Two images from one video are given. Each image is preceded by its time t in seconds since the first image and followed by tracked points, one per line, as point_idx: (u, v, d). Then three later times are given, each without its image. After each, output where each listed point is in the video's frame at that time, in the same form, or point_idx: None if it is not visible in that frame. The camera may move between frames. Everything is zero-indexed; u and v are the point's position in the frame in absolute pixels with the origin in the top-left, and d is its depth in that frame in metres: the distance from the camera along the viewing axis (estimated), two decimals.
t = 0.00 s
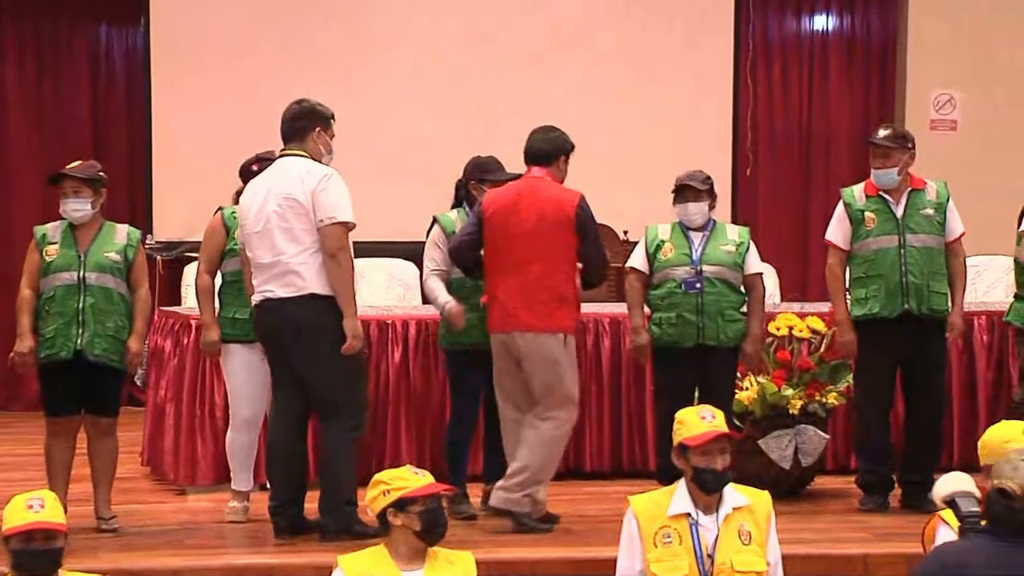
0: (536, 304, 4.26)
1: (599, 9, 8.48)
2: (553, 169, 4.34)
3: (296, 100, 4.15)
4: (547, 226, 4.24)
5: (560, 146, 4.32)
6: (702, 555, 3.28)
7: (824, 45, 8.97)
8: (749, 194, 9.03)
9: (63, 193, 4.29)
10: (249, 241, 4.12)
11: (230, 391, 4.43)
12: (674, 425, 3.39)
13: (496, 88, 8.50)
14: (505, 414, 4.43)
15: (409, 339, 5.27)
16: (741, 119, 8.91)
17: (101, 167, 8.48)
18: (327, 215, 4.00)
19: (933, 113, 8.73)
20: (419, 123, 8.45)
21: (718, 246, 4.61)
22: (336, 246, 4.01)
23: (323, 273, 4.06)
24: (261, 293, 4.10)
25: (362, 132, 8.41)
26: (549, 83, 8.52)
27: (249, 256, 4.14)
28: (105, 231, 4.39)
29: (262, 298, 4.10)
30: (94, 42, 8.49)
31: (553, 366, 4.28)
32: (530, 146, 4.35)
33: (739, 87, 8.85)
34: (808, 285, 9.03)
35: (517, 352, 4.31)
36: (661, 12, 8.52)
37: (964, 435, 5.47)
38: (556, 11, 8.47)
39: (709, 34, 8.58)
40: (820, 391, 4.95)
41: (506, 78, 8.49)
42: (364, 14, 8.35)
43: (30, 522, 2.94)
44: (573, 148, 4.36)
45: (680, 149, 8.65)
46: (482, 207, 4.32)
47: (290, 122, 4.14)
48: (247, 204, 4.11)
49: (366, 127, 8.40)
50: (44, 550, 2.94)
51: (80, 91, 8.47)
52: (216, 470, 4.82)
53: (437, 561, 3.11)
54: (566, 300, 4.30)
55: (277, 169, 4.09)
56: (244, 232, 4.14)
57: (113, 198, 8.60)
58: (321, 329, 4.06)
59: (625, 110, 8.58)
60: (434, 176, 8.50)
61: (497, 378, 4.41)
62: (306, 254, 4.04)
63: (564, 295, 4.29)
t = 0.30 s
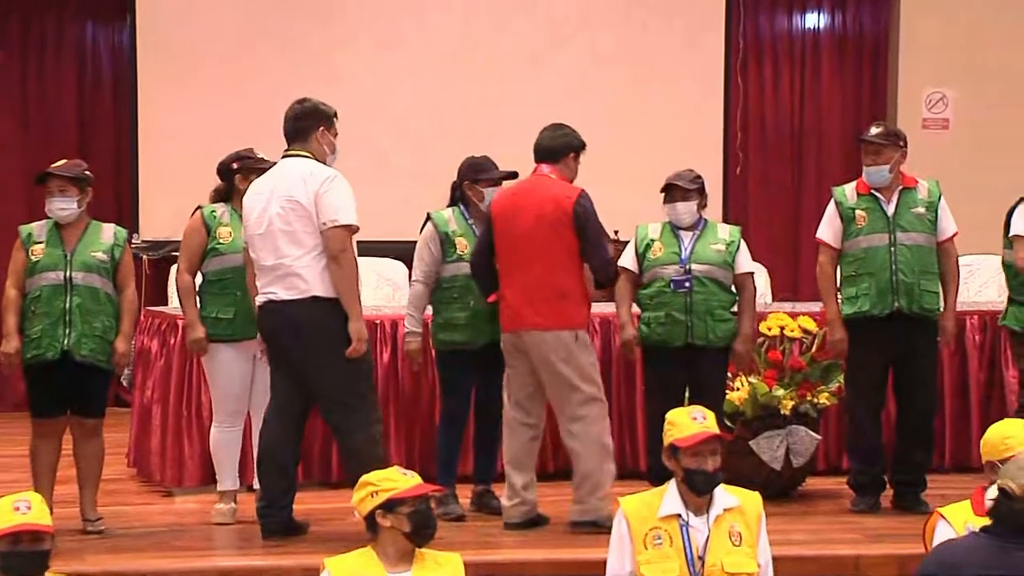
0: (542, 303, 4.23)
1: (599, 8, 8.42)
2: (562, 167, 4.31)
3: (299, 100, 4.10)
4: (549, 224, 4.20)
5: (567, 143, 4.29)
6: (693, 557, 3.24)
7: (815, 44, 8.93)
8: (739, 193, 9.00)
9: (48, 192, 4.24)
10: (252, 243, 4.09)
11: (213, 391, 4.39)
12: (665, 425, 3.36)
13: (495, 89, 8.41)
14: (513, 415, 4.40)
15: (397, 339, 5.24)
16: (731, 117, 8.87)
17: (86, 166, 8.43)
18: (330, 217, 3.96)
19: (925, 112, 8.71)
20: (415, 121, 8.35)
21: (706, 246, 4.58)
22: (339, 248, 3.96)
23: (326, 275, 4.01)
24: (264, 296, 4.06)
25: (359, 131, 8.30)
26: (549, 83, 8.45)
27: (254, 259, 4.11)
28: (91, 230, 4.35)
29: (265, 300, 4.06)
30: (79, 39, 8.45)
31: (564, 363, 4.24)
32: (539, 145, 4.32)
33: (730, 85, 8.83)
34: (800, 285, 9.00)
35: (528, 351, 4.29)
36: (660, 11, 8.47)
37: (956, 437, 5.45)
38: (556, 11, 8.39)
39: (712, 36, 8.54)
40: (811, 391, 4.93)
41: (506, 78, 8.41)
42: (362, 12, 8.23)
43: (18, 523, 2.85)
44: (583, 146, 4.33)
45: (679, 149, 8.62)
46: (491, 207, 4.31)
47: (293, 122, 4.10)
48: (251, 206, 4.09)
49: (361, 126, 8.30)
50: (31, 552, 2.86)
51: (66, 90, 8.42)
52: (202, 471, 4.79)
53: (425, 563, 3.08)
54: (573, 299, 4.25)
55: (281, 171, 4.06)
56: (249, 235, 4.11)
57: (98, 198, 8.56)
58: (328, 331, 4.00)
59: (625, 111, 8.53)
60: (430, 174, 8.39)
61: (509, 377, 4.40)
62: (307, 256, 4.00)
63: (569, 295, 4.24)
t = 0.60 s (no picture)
0: (569, 306, 4.12)
1: (600, 8, 8.23)
2: (596, 171, 4.19)
3: (320, 104, 4.02)
4: (576, 229, 4.08)
5: (602, 148, 4.17)
6: (677, 558, 3.21)
7: (801, 43, 8.91)
8: (723, 192, 8.98)
9: (26, 191, 4.20)
10: (282, 249, 4.03)
11: (193, 393, 4.36)
12: (649, 427, 3.33)
13: (495, 90, 8.30)
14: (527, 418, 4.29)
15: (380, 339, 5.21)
16: (716, 115, 8.84)
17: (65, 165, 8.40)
18: (363, 227, 3.92)
19: (911, 111, 8.70)
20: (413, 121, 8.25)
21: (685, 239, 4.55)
22: (372, 257, 3.93)
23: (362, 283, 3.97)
24: (295, 303, 4.01)
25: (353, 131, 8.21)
26: (549, 84, 8.31)
27: (283, 264, 4.05)
28: (71, 230, 4.32)
29: (296, 307, 4.02)
30: (59, 37, 8.40)
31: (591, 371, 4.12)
32: (571, 147, 4.20)
33: (716, 84, 8.80)
34: (785, 285, 8.99)
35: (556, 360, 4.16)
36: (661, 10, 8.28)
37: (942, 437, 5.43)
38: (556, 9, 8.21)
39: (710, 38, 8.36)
40: (797, 392, 4.91)
41: (506, 79, 8.29)
42: (358, 11, 8.12)
43: None
44: (616, 148, 4.20)
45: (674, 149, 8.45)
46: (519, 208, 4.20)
47: (315, 126, 4.02)
48: (277, 210, 4.03)
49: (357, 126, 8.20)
50: (13, 554, 2.82)
51: (46, 89, 8.38)
52: (183, 473, 4.76)
53: (408, 565, 3.03)
54: (600, 306, 4.12)
55: (310, 176, 3.99)
56: (278, 240, 4.04)
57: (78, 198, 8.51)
58: (358, 337, 3.96)
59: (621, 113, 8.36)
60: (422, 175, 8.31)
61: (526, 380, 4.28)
62: (340, 263, 3.95)
63: (595, 302, 4.11)
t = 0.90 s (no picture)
0: (601, 304, 4.07)
1: (600, 8, 8.43)
2: (631, 169, 4.18)
3: (345, 96, 3.91)
4: (617, 225, 4.06)
5: (637, 145, 4.14)
6: (659, 560, 3.16)
7: (783, 42, 8.87)
8: (705, 192, 8.95)
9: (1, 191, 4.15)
10: (304, 242, 3.93)
11: (173, 395, 4.31)
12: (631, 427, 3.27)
13: (498, 88, 8.46)
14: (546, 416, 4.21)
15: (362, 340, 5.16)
16: (697, 115, 8.82)
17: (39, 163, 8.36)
18: (399, 223, 3.86)
19: (893, 110, 8.67)
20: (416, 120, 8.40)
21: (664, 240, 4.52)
22: (409, 253, 3.87)
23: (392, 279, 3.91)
24: (313, 297, 3.92)
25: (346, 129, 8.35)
26: (549, 84, 8.49)
27: (303, 257, 3.94)
28: (46, 230, 4.27)
29: (314, 302, 3.92)
30: (35, 35, 8.37)
31: (620, 368, 4.11)
32: (602, 144, 4.17)
33: (696, 82, 8.77)
34: (768, 285, 8.96)
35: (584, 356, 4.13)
36: (660, 11, 8.51)
37: (925, 439, 5.40)
38: (556, 3, 8.40)
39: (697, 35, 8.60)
40: (780, 393, 4.86)
41: (506, 78, 8.46)
42: (360, 10, 8.29)
43: None
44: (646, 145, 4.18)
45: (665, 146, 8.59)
46: (547, 202, 4.14)
47: (342, 121, 3.91)
48: (301, 202, 3.93)
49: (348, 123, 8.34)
50: None
51: (22, 87, 8.35)
52: (160, 475, 4.72)
53: (387, 568, 2.98)
54: (632, 302, 4.10)
55: (340, 170, 3.90)
56: (300, 232, 3.94)
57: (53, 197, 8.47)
58: (387, 336, 3.87)
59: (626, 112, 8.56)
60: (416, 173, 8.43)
61: (546, 375, 4.20)
62: (368, 258, 3.87)
63: (631, 298, 4.10)
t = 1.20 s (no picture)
0: (601, 304, 4.05)
1: (600, 8, 8.43)
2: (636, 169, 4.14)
3: (351, 99, 3.90)
4: (622, 225, 4.03)
5: (641, 143, 4.10)
6: (641, 562, 3.12)
7: (767, 40, 8.84)
8: (688, 191, 8.93)
9: None
10: (306, 240, 3.88)
11: (151, 395, 4.25)
12: (614, 428, 3.22)
13: (499, 88, 8.44)
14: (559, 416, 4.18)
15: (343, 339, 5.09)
16: (680, 114, 8.79)
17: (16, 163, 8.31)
18: (418, 224, 3.87)
19: (876, 109, 8.65)
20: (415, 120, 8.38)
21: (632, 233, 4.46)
22: (440, 249, 3.91)
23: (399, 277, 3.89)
24: (313, 296, 3.87)
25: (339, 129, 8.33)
26: (550, 85, 8.46)
27: (304, 255, 3.90)
28: (22, 229, 4.23)
29: (313, 300, 3.87)
30: (12, 33, 8.33)
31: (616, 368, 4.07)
32: (608, 141, 4.13)
33: (679, 81, 8.73)
34: (751, 286, 8.94)
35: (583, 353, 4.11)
36: (661, 12, 8.50)
37: (908, 441, 5.38)
38: (556, 4, 8.40)
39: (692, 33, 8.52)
40: (762, 394, 4.84)
41: (508, 78, 8.43)
42: (360, 10, 8.26)
43: None
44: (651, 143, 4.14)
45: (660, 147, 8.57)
46: (553, 201, 4.11)
47: (347, 121, 3.89)
48: (305, 199, 3.88)
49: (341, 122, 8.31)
50: None
51: None
52: (138, 477, 4.69)
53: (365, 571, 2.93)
54: (635, 302, 4.08)
55: (346, 169, 3.86)
56: (302, 230, 3.89)
57: (30, 197, 8.42)
58: (378, 333, 3.82)
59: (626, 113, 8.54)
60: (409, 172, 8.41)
61: (552, 381, 4.18)
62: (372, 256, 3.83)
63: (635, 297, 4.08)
